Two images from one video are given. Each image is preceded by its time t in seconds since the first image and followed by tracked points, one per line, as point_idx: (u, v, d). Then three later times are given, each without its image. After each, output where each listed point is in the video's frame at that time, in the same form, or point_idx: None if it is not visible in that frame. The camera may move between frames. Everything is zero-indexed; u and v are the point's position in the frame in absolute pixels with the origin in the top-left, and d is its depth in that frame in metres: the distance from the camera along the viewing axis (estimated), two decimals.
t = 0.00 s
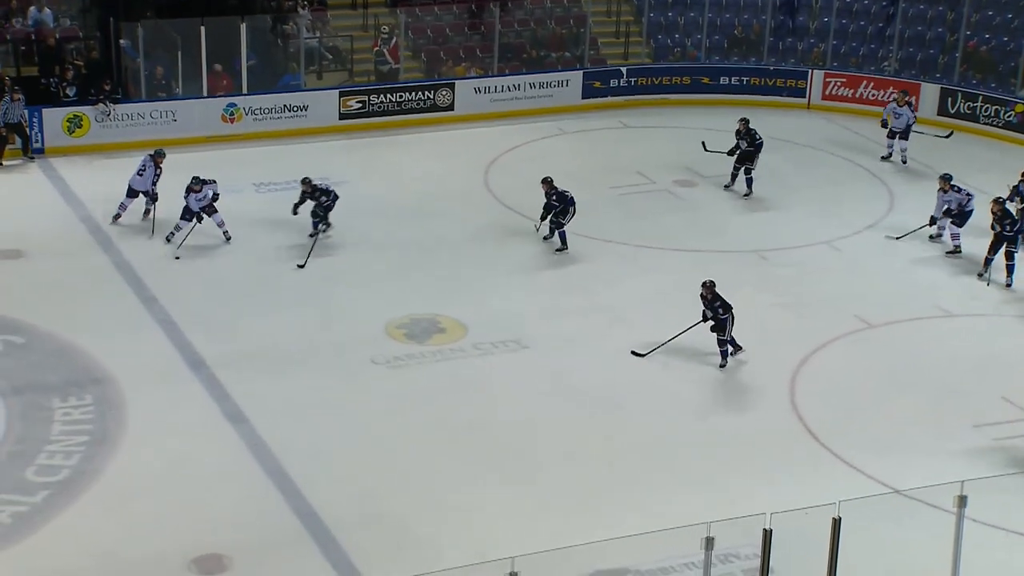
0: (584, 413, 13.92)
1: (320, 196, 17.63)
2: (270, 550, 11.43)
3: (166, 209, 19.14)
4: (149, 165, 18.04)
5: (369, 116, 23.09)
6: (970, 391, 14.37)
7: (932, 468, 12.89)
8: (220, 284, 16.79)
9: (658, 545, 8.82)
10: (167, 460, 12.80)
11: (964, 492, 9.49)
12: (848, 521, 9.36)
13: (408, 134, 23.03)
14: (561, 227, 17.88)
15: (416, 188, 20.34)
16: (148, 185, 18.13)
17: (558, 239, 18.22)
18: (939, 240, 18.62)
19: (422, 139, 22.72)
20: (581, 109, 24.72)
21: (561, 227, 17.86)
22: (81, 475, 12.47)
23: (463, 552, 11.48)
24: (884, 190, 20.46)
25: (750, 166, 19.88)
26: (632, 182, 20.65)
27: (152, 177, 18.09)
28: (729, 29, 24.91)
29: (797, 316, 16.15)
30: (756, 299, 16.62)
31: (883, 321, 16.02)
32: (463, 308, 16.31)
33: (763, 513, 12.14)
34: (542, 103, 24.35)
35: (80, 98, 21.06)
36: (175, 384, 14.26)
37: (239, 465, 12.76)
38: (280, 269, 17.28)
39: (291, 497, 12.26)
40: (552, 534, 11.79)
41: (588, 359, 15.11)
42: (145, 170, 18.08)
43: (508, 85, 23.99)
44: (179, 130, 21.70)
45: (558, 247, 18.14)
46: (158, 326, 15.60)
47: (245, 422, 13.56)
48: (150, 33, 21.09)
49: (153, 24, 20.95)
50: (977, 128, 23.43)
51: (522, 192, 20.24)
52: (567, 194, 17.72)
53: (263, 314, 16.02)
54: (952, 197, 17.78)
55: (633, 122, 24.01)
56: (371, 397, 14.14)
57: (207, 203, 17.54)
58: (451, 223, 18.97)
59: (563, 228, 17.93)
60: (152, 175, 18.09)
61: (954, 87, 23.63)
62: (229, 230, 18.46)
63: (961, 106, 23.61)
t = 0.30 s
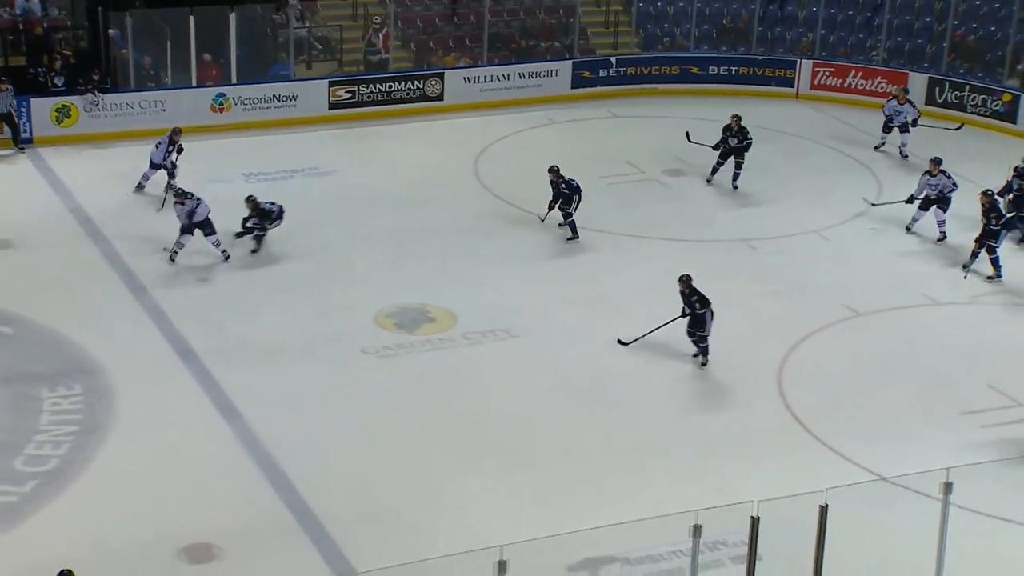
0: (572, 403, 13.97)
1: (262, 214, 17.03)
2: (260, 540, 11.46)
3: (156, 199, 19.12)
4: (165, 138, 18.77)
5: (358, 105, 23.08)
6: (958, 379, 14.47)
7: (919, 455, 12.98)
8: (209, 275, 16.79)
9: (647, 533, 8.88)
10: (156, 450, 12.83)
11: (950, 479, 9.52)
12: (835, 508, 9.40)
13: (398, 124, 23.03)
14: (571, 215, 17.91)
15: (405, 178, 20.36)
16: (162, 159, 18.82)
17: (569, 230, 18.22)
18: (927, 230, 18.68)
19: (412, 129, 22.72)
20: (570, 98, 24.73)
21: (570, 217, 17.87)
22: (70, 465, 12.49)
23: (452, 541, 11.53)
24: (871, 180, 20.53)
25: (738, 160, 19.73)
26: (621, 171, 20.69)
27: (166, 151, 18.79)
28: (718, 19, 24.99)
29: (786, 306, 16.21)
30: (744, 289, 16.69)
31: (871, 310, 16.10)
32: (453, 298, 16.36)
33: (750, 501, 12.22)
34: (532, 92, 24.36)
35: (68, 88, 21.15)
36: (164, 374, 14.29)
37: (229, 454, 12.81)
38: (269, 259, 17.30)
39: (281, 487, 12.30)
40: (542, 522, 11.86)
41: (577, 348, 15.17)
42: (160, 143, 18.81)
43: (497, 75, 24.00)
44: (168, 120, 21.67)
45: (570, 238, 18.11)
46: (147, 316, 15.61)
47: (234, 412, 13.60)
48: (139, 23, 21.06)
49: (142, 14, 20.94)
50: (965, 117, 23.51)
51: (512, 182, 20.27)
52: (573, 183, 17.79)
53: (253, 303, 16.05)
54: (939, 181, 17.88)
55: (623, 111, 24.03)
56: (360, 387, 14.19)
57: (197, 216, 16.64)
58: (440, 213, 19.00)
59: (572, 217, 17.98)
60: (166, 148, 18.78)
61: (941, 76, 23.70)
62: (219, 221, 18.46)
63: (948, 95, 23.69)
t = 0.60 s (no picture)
0: (539, 391, 14.07)
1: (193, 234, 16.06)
2: (227, 531, 11.47)
3: (120, 190, 19.02)
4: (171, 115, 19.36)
5: (323, 96, 23.03)
6: (919, 364, 14.69)
7: (882, 439, 13.18)
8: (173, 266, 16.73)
9: (613, 520, 8.98)
10: (123, 442, 12.80)
11: (911, 462, 9.69)
12: (799, 492, 9.53)
13: (363, 114, 23.00)
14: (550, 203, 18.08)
15: (372, 167, 20.35)
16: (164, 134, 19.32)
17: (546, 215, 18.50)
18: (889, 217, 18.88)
19: (377, 119, 22.70)
20: (535, 88, 24.77)
21: (548, 205, 18.09)
22: (36, 458, 12.46)
23: (420, 530, 11.60)
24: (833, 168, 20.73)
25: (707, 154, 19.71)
26: (586, 160, 20.77)
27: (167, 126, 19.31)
28: (682, 8, 25.14)
29: (750, 293, 16.37)
30: (709, 276, 16.83)
31: (834, 297, 16.29)
32: (419, 287, 16.40)
33: (716, 487, 12.37)
34: (497, 82, 24.38)
35: (29, 78, 20.75)
36: (129, 366, 14.24)
37: (196, 446, 12.81)
38: (235, 250, 17.26)
39: (248, 478, 12.31)
40: (511, 510, 11.95)
41: (543, 336, 15.26)
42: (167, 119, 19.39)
43: (462, 64, 24.00)
44: (132, 110, 21.54)
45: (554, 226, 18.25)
46: (112, 309, 15.54)
47: (200, 403, 13.58)
48: (101, 13, 20.92)
49: (104, 3, 20.78)
50: (926, 105, 23.75)
51: (478, 171, 20.31)
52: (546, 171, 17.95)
53: (219, 294, 16.03)
54: (907, 167, 18.15)
55: (588, 101, 24.11)
56: (327, 378, 14.21)
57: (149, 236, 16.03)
58: (406, 203, 19.01)
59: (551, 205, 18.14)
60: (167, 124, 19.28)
61: (902, 64, 23.94)
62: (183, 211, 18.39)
63: (909, 83, 23.94)
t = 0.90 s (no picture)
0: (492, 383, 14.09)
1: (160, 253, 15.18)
2: (179, 529, 11.41)
3: (67, 185, 18.78)
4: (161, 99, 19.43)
5: (274, 88, 22.88)
6: (867, 351, 14.88)
7: (830, 426, 13.35)
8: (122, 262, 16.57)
9: (566, 510, 9.02)
10: (71, 440, 12.69)
11: (860, 449, 9.83)
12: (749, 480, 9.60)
13: (314, 107, 22.88)
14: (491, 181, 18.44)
15: (323, 160, 20.26)
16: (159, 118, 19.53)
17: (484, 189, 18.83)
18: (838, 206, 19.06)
19: (328, 112, 22.58)
20: (487, 80, 24.73)
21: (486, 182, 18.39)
22: None
23: (374, 524, 11.59)
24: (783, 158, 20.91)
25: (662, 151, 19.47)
26: (538, 152, 20.79)
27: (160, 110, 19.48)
28: None
29: (701, 283, 16.48)
30: (661, 266, 16.93)
31: (784, 286, 16.44)
32: (372, 280, 16.37)
33: (668, 476, 12.47)
34: (449, 74, 24.32)
35: None
36: (77, 363, 14.11)
37: (147, 443, 12.71)
38: (185, 245, 17.12)
39: (200, 474, 12.23)
40: (464, 502, 11.98)
41: (495, 328, 15.28)
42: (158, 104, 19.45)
43: (414, 56, 23.92)
44: (78, 104, 21.29)
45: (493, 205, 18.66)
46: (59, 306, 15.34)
47: (150, 400, 13.47)
48: (46, 5, 20.63)
49: None
50: (872, 95, 23.99)
51: (430, 163, 20.28)
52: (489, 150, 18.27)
53: (169, 289, 15.92)
54: (857, 152, 18.38)
55: (541, 92, 24.14)
56: (279, 372, 14.15)
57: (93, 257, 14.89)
58: (358, 196, 18.94)
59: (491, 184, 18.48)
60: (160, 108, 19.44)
61: (849, 55, 24.17)
62: (133, 207, 18.22)
63: (856, 73, 24.17)
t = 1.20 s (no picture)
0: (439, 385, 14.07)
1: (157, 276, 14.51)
2: (123, 538, 11.27)
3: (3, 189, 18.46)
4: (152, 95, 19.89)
5: (215, 90, 22.66)
6: (809, 348, 15.08)
7: (774, 422, 13.51)
8: (61, 267, 16.32)
9: (515, 511, 9.03)
10: (11, 448, 12.49)
11: (805, 445, 9.93)
12: (696, 478, 9.68)
13: (255, 109, 22.70)
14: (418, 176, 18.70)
15: (266, 162, 20.11)
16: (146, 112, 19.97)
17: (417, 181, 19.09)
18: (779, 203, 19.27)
19: (270, 113, 22.42)
20: (430, 80, 24.67)
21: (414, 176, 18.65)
22: None
23: (321, 529, 11.53)
24: (725, 156, 21.11)
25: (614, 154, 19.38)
26: (481, 152, 20.79)
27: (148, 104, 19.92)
28: None
29: (645, 281, 16.59)
30: (606, 266, 17.01)
31: (727, 284, 16.59)
32: (316, 283, 16.27)
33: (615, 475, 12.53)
34: (392, 75, 24.25)
35: None
36: (17, 370, 13.89)
37: (89, 451, 12.53)
38: (126, 249, 16.90)
39: (143, 482, 12.08)
40: (411, 505, 11.95)
41: (441, 330, 15.27)
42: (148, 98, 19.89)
43: (356, 58, 23.82)
44: (14, 107, 20.97)
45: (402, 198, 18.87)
46: None
47: (92, 408, 13.27)
48: None
49: None
50: (813, 93, 24.34)
51: (374, 164, 20.21)
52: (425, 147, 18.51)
53: (110, 294, 15.70)
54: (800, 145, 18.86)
55: (484, 92, 24.16)
56: (223, 377, 14.02)
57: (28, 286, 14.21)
58: (301, 198, 18.82)
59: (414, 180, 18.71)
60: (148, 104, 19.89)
61: (789, 54, 24.48)
62: (71, 210, 17.94)
63: (796, 72, 24.49)
